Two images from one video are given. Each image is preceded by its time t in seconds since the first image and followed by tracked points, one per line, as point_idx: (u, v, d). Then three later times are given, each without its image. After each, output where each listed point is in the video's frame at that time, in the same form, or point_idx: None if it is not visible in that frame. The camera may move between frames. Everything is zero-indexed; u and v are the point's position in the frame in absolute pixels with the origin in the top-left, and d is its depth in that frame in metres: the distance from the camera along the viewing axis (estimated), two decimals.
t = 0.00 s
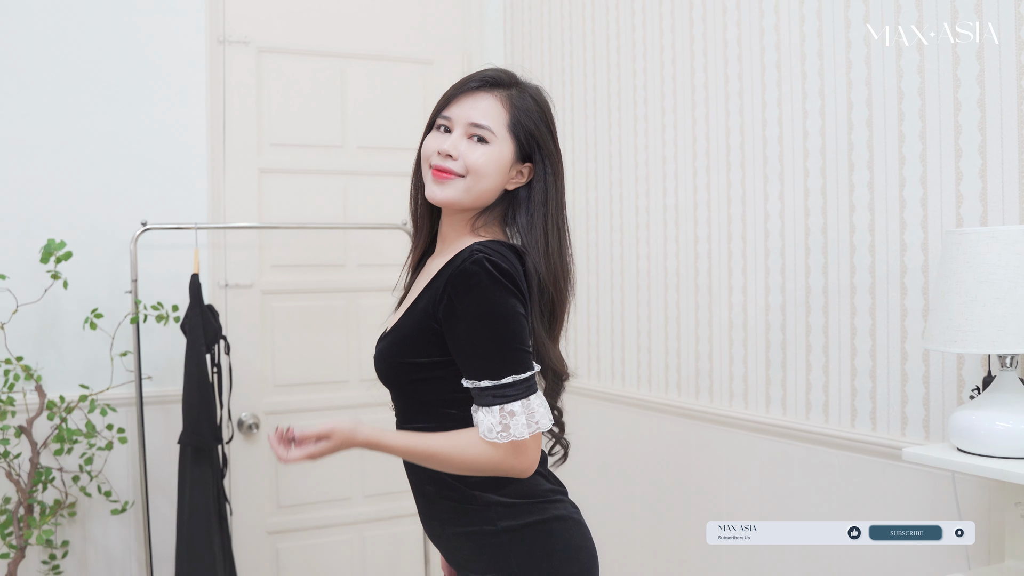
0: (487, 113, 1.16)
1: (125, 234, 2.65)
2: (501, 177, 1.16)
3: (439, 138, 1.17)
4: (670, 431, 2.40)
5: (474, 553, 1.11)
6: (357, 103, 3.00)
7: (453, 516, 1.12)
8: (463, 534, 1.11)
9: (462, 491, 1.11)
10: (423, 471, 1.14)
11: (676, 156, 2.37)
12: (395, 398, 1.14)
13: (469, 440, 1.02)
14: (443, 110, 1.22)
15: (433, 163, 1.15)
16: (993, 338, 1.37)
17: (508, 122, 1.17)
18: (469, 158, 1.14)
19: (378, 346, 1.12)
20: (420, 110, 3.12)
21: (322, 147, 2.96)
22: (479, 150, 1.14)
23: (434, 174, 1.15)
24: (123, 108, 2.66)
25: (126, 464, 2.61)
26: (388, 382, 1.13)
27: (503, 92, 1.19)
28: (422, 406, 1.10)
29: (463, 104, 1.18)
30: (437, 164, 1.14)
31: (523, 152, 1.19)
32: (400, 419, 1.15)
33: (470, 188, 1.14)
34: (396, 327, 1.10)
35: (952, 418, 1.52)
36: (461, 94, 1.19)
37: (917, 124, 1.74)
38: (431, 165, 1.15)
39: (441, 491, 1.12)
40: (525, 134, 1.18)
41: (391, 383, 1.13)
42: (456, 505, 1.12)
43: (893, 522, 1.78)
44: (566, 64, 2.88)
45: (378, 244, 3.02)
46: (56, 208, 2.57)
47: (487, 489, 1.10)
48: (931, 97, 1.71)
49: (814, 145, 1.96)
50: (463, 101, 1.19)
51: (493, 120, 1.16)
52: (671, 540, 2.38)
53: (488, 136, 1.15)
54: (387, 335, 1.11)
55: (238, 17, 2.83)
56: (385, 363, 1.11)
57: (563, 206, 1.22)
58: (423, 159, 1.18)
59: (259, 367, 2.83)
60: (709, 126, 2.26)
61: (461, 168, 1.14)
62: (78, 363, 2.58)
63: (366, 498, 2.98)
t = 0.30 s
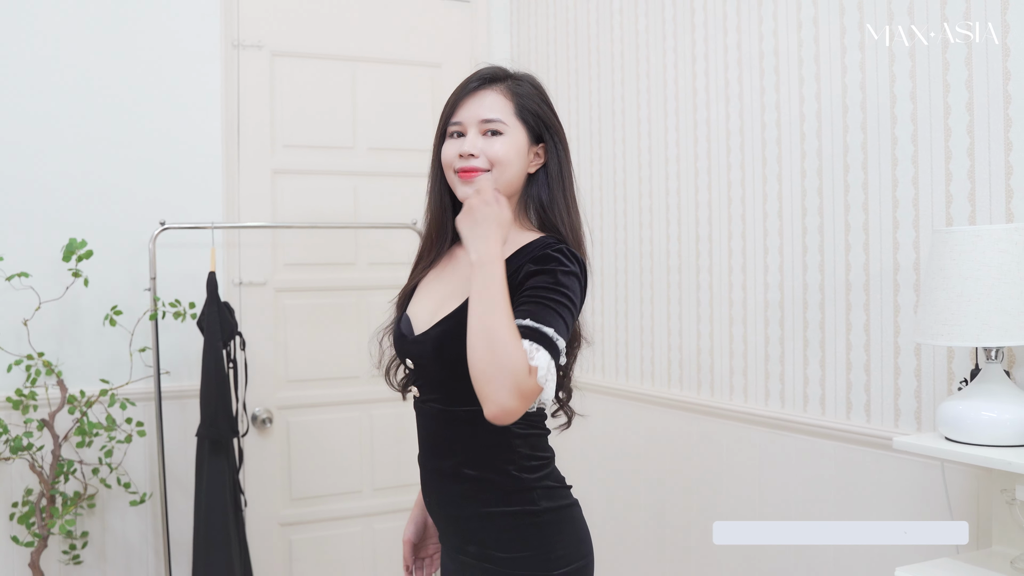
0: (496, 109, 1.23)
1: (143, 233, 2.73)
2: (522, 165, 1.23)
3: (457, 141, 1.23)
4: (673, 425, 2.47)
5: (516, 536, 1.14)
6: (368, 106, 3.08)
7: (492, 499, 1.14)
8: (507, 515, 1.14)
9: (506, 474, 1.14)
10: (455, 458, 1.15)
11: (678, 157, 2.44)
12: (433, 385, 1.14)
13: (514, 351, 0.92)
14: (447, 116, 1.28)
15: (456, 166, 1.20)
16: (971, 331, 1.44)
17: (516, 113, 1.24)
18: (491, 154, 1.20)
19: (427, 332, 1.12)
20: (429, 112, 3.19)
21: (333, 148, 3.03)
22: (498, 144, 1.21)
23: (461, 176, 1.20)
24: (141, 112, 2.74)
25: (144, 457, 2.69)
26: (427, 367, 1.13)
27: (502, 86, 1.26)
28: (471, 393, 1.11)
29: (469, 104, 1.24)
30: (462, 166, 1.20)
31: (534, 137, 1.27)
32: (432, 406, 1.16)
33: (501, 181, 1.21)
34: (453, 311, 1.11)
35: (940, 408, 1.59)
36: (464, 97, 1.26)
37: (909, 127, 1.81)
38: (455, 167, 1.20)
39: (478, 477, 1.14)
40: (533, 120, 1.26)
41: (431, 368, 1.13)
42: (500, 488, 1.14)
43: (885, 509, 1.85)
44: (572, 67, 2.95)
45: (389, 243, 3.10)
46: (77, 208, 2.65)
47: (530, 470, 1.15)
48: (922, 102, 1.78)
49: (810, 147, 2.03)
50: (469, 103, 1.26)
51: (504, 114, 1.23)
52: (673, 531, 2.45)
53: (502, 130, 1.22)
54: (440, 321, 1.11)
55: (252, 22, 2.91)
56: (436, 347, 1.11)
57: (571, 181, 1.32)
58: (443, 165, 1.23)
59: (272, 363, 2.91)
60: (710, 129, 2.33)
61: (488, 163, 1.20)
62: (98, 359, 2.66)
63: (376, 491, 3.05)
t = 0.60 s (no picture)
0: (496, 112, 1.32)
1: (151, 232, 2.77)
2: (529, 161, 1.33)
3: (463, 149, 1.32)
4: (672, 420, 2.51)
5: (542, 522, 1.21)
6: (372, 106, 3.12)
7: (522, 487, 1.21)
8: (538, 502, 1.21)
9: (536, 462, 1.22)
10: (487, 446, 1.21)
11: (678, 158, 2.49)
12: (469, 372, 1.22)
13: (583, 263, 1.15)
14: (448, 126, 1.37)
15: (467, 171, 1.30)
16: (965, 326, 1.49)
17: (514, 113, 1.33)
18: (498, 155, 1.29)
19: (471, 318, 1.21)
20: (432, 112, 3.22)
21: (337, 148, 3.07)
22: (503, 144, 1.30)
23: (473, 180, 1.29)
24: (148, 112, 2.78)
25: (151, 453, 2.72)
26: (467, 354, 1.22)
27: (497, 90, 1.35)
28: (511, 377, 1.21)
29: (470, 111, 1.33)
30: (473, 170, 1.29)
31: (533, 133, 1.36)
32: (464, 395, 1.23)
33: (511, 179, 1.30)
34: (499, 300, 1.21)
35: (934, 403, 1.62)
36: (463, 106, 1.35)
37: (905, 127, 1.85)
38: (466, 174, 1.30)
39: (511, 464, 1.21)
40: (531, 117, 1.35)
41: (471, 355, 1.21)
42: (531, 475, 1.21)
43: (878, 502, 1.89)
44: (572, 68, 2.98)
45: (392, 241, 3.13)
46: (85, 207, 2.69)
47: (556, 461, 1.24)
48: (917, 103, 1.82)
49: (808, 147, 2.07)
50: (468, 110, 1.34)
51: (504, 115, 1.32)
52: (672, 525, 2.49)
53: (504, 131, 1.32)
54: (486, 309, 1.21)
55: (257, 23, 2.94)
56: (479, 333, 1.20)
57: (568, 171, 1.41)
58: (453, 173, 1.32)
59: (277, 360, 2.95)
60: (710, 129, 2.37)
61: (497, 166, 1.30)
62: (106, 355, 2.70)
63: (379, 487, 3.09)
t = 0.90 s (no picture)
0: (494, 112, 1.47)
1: (158, 227, 2.80)
2: (531, 154, 1.48)
3: (469, 150, 1.47)
4: (673, 413, 2.54)
5: (563, 504, 1.33)
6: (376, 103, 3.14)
7: (546, 471, 1.32)
8: (561, 485, 1.32)
9: (559, 447, 1.34)
10: (516, 430, 1.32)
11: (680, 153, 2.52)
12: (502, 360, 1.33)
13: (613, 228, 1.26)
14: (450, 130, 1.51)
15: (477, 172, 1.44)
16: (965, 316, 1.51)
17: (511, 111, 1.49)
18: (504, 153, 1.44)
19: (505, 306, 1.32)
20: (435, 109, 3.25)
21: (342, 144, 3.10)
22: (506, 141, 1.45)
23: (483, 179, 1.44)
24: (156, 108, 2.80)
25: (159, 445, 2.76)
26: (500, 342, 1.32)
27: (492, 93, 1.50)
28: (541, 365, 1.33)
29: (470, 115, 1.48)
30: (483, 171, 1.44)
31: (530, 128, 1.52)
32: (493, 381, 1.34)
33: (517, 172, 1.45)
34: (531, 289, 1.32)
35: (933, 392, 1.65)
36: (463, 111, 1.50)
37: (904, 122, 1.88)
38: (476, 172, 1.44)
39: (538, 448, 1.32)
40: (527, 114, 1.51)
41: (504, 342, 1.32)
42: (556, 458, 1.33)
43: (876, 491, 1.91)
44: (574, 65, 3.01)
45: (396, 237, 3.16)
46: (93, 202, 2.72)
47: (573, 448, 1.37)
48: (917, 98, 1.85)
49: (809, 142, 2.10)
50: (468, 114, 1.49)
51: (502, 115, 1.47)
52: (674, 516, 2.52)
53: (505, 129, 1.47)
54: (521, 298, 1.32)
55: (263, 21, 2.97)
56: (514, 321, 1.31)
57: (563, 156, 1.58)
58: (462, 173, 1.47)
59: (283, 354, 2.98)
60: (712, 125, 2.40)
61: (503, 162, 1.44)
62: (115, 348, 2.73)
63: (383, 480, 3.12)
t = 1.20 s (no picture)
0: (497, 117, 1.57)
1: (169, 222, 2.84)
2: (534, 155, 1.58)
3: (477, 155, 1.56)
4: (676, 404, 2.56)
5: (574, 491, 1.44)
6: (383, 100, 3.18)
7: (559, 460, 1.43)
8: (572, 474, 1.44)
9: (570, 438, 1.45)
10: (534, 421, 1.43)
11: (683, 148, 2.55)
12: (521, 353, 1.44)
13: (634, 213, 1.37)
14: (455, 137, 1.61)
15: (487, 176, 1.54)
16: (960, 304, 1.54)
17: (512, 115, 1.59)
18: (510, 156, 1.54)
19: (526, 301, 1.43)
20: (442, 106, 3.29)
21: (350, 140, 3.13)
22: (511, 144, 1.55)
23: (494, 182, 1.54)
24: (166, 105, 2.85)
25: (169, 436, 2.80)
26: (520, 336, 1.43)
27: (492, 98, 1.60)
28: (557, 357, 1.44)
29: (473, 122, 1.58)
30: (493, 174, 1.54)
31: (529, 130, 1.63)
32: (512, 373, 1.44)
33: (524, 173, 1.55)
34: (550, 285, 1.43)
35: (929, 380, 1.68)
36: (467, 118, 1.59)
37: (902, 115, 1.90)
38: (486, 176, 1.54)
39: (555, 438, 1.43)
40: (526, 116, 1.61)
41: (524, 337, 1.43)
42: (570, 446, 1.44)
43: (875, 479, 1.94)
44: (579, 62, 3.04)
45: (403, 232, 3.20)
46: (105, 197, 2.76)
47: (581, 439, 1.48)
48: (914, 92, 1.88)
49: (809, 136, 2.13)
50: (472, 120, 1.59)
51: (505, 119, 1.58)
52: (677, 506, 2.55)
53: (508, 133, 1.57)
54: (542, 293, 1.43)
55: (272, 18, 3.01)
56: (535, 315, 1.42)
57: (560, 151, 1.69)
58: (471, 178, 1.57)
59: (292, 348, 3.02)
60: (714, 120, 2.43)
61: (510, 164, 1.54)
62: (126, 341, 2.77)
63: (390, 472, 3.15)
